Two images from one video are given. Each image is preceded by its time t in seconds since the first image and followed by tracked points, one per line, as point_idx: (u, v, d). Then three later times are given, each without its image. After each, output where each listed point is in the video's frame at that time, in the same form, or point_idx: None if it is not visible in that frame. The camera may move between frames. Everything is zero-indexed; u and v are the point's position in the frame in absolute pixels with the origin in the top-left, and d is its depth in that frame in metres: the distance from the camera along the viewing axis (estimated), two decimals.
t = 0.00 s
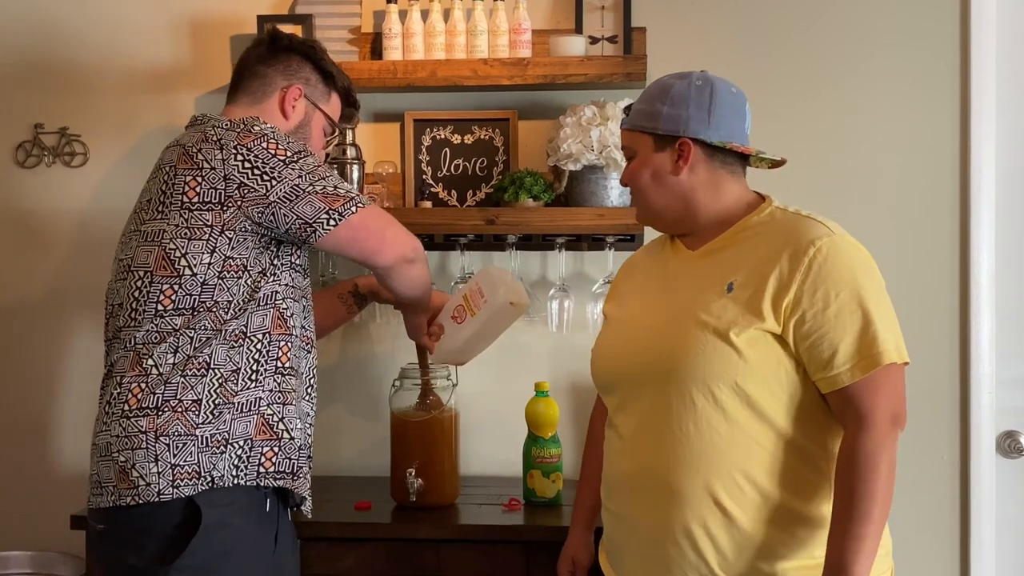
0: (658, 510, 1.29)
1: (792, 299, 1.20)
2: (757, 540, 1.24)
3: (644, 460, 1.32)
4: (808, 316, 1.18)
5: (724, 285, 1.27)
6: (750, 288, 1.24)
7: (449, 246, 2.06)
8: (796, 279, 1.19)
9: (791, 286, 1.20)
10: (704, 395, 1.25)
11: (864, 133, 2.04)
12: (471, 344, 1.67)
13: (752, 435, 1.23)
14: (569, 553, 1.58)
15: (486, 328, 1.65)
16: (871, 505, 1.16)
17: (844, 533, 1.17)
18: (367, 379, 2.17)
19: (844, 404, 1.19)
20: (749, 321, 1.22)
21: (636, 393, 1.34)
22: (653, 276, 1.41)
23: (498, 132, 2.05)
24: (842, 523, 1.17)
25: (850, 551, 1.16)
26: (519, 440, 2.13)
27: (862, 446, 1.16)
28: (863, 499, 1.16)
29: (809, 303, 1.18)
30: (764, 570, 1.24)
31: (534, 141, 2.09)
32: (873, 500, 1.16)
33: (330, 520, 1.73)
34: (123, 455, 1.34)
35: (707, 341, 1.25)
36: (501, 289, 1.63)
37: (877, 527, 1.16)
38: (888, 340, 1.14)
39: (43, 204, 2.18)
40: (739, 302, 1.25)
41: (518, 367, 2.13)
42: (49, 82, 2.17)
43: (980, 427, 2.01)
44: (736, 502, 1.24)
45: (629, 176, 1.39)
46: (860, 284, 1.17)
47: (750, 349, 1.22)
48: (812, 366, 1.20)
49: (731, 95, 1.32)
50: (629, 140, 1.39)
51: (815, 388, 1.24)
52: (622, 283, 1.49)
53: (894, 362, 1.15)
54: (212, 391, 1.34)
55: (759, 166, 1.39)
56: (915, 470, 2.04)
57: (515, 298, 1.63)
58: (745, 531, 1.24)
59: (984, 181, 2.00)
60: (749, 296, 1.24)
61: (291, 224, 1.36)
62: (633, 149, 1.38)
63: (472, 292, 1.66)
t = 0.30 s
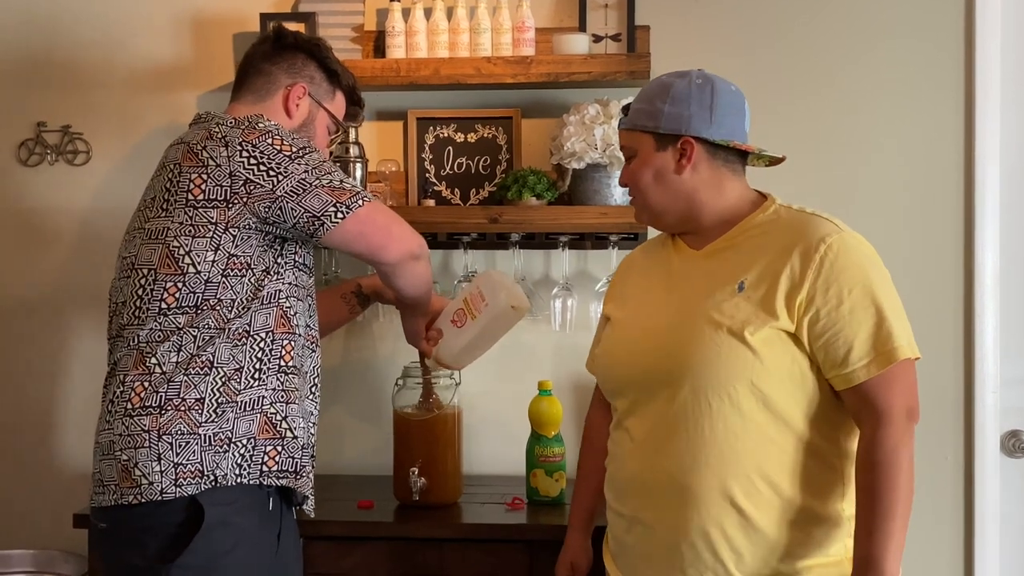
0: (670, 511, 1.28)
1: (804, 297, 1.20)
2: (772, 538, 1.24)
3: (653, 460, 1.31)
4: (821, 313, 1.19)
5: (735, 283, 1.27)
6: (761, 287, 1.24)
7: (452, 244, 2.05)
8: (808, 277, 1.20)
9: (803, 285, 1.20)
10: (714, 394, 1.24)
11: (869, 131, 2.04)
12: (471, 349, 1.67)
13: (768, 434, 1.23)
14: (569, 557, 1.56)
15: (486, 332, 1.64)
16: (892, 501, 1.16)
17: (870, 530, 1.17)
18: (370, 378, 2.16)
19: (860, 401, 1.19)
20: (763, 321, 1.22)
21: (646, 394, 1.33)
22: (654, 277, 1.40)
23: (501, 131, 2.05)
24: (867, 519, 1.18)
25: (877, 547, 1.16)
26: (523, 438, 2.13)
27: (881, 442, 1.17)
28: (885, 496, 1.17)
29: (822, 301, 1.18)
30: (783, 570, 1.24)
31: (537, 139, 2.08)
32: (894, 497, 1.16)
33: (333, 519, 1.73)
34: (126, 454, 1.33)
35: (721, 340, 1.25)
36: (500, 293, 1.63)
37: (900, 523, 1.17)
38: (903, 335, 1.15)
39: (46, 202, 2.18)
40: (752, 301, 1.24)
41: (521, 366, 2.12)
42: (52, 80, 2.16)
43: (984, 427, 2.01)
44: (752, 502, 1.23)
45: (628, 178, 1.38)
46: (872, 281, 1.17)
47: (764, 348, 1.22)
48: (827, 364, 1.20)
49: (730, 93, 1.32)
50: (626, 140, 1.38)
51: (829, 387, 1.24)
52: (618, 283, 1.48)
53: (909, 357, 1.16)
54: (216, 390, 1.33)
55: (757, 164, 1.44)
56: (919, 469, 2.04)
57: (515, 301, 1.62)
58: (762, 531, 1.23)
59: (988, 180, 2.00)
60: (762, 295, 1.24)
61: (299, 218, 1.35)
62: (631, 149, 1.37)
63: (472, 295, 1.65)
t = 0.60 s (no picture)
0: (680, 508, 1.28)
1: (813, 292, 1.20)
2: (784, 533, 1.24)
3: (661, 457, 1.30)
4: (829, 308, 1.19)
5: (741, 279, 1.26)
6: (769, 283, 1.24)
7: (454, 242, 2.05)
8: (816, 272, 1.20)
9: (811, 280, 1.20)
10: (722, 388, 1.24)
11: (872, 128, 2.04)
12: (476, 352, 1.67)
13: (781, 430, 1.23)
14: (568, 558, 1.56)
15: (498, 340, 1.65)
16: (899, 493, 1.16)
17: (878, 523, 1.17)
18: (372, 375, 2.16)
19: (869, 395, 1.19)
20: (773, 316, 1.22)
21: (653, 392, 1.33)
22: (657, 273, 1.39)
23: (504, 128, 2.04)
24: (874, 512, 1.18)
25: (884, 540, 1.16)
26: (526, 435, 2.13)
27: (889, 435, 1.17)
28: (893, 489, 1.16)
29: (830, 295, 1.19)
30: (797, 567, 1.24)
31: (539, 136, 2.08)
32: (902, 488, 1.16)
33: (336, 516, 1.73)
34: (131, 452, 1.33)
35: (731, 335, 1.24)
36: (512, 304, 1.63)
37: (909, 515, 1.17)
38: (911, 329, 1.16)
39: (49, 200, 2.18)
40: (760, 297, 1.24)
41: (524, 363, 2.12)
42: (54, 78, 2.16)
43: (988, 424, 2.00)
44: (766, 498, 1.23)
45: (627, 177, 1.37)
46: (880, 275, 1.18)
47: (774, 343, 1.22)
48: (835, 358, 1.20)
49: (728, 89, 1.33)
50: (623, 141, 1.37)
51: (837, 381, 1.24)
52: (616, 282, 1.48)
53: (918, 350, 1.16)
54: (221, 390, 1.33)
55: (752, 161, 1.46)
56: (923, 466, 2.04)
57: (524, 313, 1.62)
58: (776, 527, 1.23)
59: (992, 177, 2.00)
60: (770, 291, 1.23)
61: (299, 221, 1.35)
62: (630, 149, 1.37)
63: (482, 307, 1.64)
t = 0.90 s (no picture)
0: (685, 497, 1.28)
1: (818, 279, 1.20)
2: (790, 520, 1.24)
3: (666, 447, 1.30)
4: (835, 295, 1.18)
5: (746, 267, 1.26)
6: (774, 271, 1.24)
7: (457, 232, 2.05)
8: (821, 259, 1.19)
9: (816, 267, 1.20)
10: (728, 376, 1.24)
11: (876, 117, 2.03)
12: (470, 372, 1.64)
13: (787, 419, 1.23)
14: (569, 549, 1.56)
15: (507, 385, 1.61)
16: (906, 479, 1.16)
17: (884, 509, 1.17)
18: (375, 365, 2.16)
19: (874, 382, 1.19)
20: (779, 304, 1.22)
21: (658, 382, 1.32)
22: (659, 262, 1.39)
23: (507, 117, 2.04)
24: (879, 499, 1.18)
25: (890, 526, 1.16)
26: (529, 424, 2.13)
27: (895, 421, 1.17)
28: (898, 475, 1.16)
29: (836, 283, 1.18)
30: (803, 554, 1.24)
31: (542, 126, 2.08)
32: (909, 474, 1.16)
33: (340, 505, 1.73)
34: (134, 447, 1.33)
35: (736, 323, 1.24)
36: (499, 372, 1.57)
37: (915, 501, 1.17)
38: (916, 316, 1.16)
39: (51, 189, 2.17)
40: (766, 284, 1.24)
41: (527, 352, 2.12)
42: (56, 67, 2.16)
43: (992, 414, 2.00)
44: (772, 487, 1.23)
45: (629, 165, 1.36)
46: (884, 261, 1.17)
47: (780, 331, 1.22)
48: (840, 346, 1.20)
49: (730, 77, 1.33)
50: (625, 130, 1.37)
51: (841, 367, 1.24)
52: (617, 271, 1.48)
53: (923, 337, 1.16)
54: (225, 392, 1.33)
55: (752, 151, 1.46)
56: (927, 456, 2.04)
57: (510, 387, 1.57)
58: (782, 515, 1.23)
59: (996, 166, 1.99)
60: (775, 279, 1.23)
61: (278, 236, 1.34)
62: (632, 138, 1.36)
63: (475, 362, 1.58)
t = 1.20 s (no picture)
0: (684, 490, 1.28)
1: (819, 272, 1.19)
2: (790, 513, 1.24)
3: (666, 440, 1.30)
4: (836, 288, 1.18)
5: (747, 259, 1.26)
6: (775, 264, 1.23)
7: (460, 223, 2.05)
8: (823, 252, 1.19)
9: (817, 260, 1.20)
10: (728, 370, 1.24)
11: (879, 109, 2.03)
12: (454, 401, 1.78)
13: (786, 412, 1.23)
14: (570, 540, 1.56)
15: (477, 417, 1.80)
16: (908, 473, 1.16)
17: (884, 503, 1.17)
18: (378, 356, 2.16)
19: (875, 375, 1.19)
20: (779, 296, 1.22)
21: (658, 373, 1.33)
22: (661, 254, 1.39)
23: (510, 108, 2.04)
24: (880, 492, 1.18)
25: (892, 519, 1.16)
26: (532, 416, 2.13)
27: (896, 414, 1.17)
28: (899, 468, 1.16)
29: (837, 276, 1.18)
30: (805, 547, 1.25)
31: (545, 117, 2.08)
32: (910, 467, 1.16)
33: (342, 496, 1.73)
34: (141, 457, 1.32)
35: (736, 315, 1.24)
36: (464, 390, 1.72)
37: (916, 494, 1.17)
38: (917, 309, 1.16)
39: (54, 180, 2.18)
40: (766, 277, 1.24)
41: (529, 344, 2.12)
42: (59, 58, 2.16)
43: (995, 407, 2.00)
44: (772, 480, 1.23)
45: (633, 156, 1.36)
46: (884, 255, 1.17)
47: (780, 323, 1.22)
48: (841, 339, 1.20)
49: (735, 70, 1.32)
50: (628, 122, 1.37)
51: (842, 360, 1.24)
52: (620, 265, 1.48)
53: (923, 330, 1.16)
54: (229, 402, 1.32)
55: (757, 143, 1.46)
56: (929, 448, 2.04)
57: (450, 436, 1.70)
58: (780, 508, 1.23)
59: (1000, 158, 1.99)
60: (775, 272, 1.23)
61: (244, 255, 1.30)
62: (635, 130, 1.36)
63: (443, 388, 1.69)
